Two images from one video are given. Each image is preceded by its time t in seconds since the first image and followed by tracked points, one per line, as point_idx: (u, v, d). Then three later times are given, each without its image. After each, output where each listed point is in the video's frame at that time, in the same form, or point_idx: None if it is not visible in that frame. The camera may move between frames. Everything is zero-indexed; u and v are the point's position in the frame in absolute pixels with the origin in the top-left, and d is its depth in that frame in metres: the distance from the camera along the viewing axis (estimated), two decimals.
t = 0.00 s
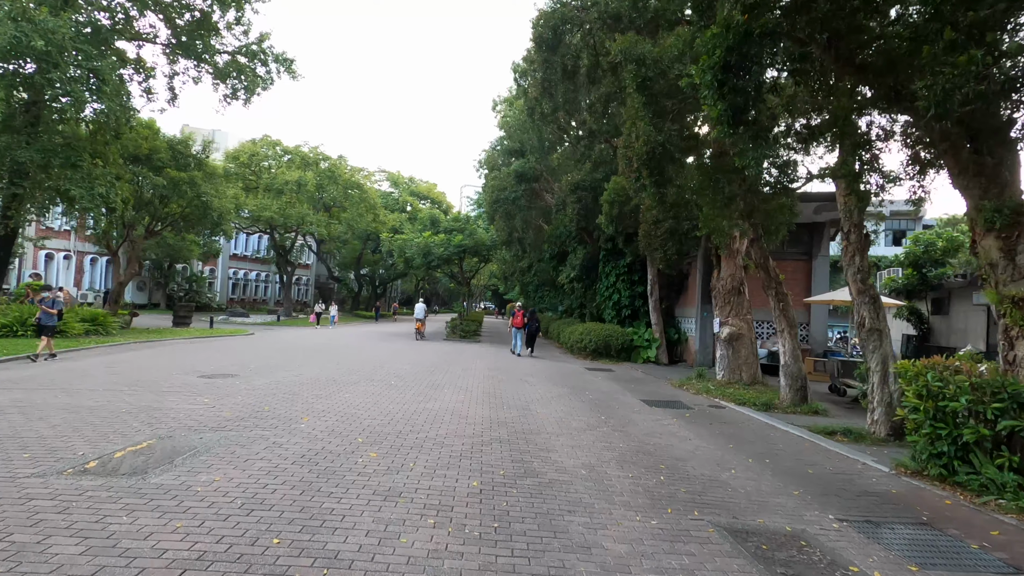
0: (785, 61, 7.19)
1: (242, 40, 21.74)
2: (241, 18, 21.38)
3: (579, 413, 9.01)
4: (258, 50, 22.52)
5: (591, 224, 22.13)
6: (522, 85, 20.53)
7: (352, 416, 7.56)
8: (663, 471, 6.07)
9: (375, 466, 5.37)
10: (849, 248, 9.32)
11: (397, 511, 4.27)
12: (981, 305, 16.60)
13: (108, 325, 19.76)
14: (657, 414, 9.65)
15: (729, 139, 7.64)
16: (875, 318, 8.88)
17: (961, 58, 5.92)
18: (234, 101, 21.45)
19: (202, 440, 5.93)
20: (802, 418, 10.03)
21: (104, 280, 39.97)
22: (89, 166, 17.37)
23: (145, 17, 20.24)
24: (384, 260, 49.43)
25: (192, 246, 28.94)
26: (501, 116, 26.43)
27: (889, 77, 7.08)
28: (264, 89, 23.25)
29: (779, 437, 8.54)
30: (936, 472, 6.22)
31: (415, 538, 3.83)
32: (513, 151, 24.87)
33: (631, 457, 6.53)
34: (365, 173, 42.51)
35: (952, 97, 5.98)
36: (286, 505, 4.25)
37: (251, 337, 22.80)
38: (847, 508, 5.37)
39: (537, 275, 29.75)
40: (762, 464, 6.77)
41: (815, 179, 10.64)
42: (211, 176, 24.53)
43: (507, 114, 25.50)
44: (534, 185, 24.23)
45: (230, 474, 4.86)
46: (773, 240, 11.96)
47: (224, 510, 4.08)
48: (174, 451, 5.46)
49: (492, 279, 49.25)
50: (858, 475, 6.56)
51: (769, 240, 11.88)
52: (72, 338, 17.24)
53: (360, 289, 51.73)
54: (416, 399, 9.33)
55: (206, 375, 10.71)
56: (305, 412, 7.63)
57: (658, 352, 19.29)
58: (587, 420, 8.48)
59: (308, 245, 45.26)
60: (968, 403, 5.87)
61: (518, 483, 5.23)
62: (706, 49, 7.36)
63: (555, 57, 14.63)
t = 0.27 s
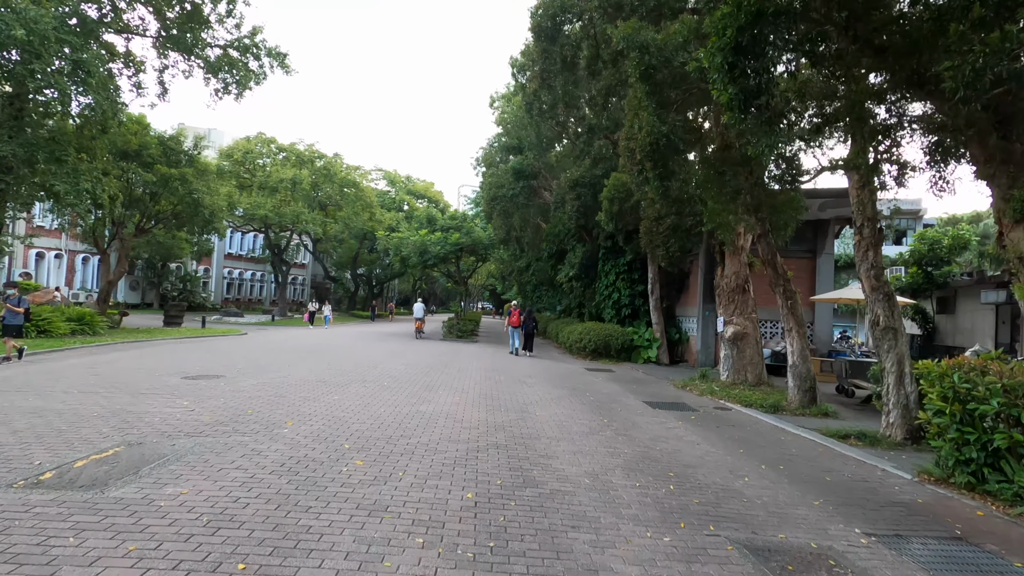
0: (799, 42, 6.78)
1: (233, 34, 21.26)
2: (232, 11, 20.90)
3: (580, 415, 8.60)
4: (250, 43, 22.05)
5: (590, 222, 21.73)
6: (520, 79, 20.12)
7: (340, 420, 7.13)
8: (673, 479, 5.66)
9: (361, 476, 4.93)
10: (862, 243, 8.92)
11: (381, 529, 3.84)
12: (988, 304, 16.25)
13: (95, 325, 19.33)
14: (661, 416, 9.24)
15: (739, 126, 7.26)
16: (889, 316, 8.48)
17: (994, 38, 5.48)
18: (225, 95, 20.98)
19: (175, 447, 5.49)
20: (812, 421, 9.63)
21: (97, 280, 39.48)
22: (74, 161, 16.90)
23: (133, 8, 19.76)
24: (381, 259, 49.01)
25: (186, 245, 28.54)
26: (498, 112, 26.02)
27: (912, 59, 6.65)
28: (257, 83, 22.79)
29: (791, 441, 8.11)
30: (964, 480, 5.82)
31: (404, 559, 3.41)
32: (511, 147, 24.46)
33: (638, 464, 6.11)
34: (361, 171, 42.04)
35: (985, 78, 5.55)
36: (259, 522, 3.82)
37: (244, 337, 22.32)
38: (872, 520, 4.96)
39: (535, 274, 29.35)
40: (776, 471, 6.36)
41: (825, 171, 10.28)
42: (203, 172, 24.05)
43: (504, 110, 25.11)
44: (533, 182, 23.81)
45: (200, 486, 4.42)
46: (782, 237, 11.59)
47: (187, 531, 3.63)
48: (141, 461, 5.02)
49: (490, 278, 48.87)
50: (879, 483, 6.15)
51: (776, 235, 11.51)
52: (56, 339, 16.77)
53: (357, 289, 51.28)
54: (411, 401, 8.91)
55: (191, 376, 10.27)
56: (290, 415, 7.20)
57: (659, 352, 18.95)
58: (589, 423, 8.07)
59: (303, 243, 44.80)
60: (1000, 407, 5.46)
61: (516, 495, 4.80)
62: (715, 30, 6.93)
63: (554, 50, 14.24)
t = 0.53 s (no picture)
0: (817, 32, 6.34)
1: (225, 30, 20.80)
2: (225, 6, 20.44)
3: (581, 427, 8.18)
4: (243, 39, 21.59)
5: (590, 223, 21.29)
6: (518, 77, 19.70)
7: (326, 433, 6.70)
8: (682, 502, 5.23)
9: (342, 502, 4.50)
10: (876, 246, 8.49)
11: (361, 571, 3.41)
12: (997, 307, 15.85)
13: (82, 327, 18.86)
14: (666, 427, 8.82)
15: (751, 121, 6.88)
16: (906, 322, 8.06)
17: None
18: (218, 93, 20.53)
19: (143, 468, 5.05)
20: (822, 431, 9.21)
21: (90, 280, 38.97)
22: (60, 159, 16.42)
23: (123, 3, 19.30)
24: (378, 259, 48.54)
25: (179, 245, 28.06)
26: (496, 111, 25.59)
27: (936, 50, 6.24)
28: (250, 81, 22.34)
29: (803, 454, 7.69)
30: (994, 503, 5.38)
31: None
32: (509, 146, 24.03)
33: (643, 484, 5.68)
34: (358, 170, 41.59)
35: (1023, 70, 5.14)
36: (222, 564, 3.38)
37: (236, 339, 21.84)
38: (901, 550, 4.54)
39: (534, 275, 28.93)
40: (792, 491, 5.93)
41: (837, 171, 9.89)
42: (195, 171, 23.56)
43: (502, 108, 24.70)
44: (531, 182, 23.39)
45: (162, 516, 3.99)
46: (789, 239, 11.19)
47: None
48: (101, 485, 4.57)
49: (488, 279, 48.44)
50: (902, 504, 5.73)
51: (784, 237, 11.10)
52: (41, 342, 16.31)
53: (354, 289, 50.83)
54: (402, 411, 8.49)
55: (174, 384, 9.82)
56: (272, 429, 6.75)
57: (661, 356, 18.56)
58: (590, 435, 7.64)
59: (300, 243, 44.35)
60: None
61: (512, 524, 4.37)
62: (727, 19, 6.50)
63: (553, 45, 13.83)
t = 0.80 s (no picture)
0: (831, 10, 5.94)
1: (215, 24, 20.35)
2: None
3: (579, 431, 7.75)
4: (235, 33, 21.14)
5: (588, 223, 20.80)
6: (515, 72, 19.32)
7: (306, 438, 6.26)
8: (689, 514, 4.81)
9: (315, 517, 4.07)
10: (888, 242, 8.08)
11: None
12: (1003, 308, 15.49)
13: (67, 326, 18.38)
14: (667, 431, 8.41)
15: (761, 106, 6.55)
16: (920, 321, 7.65)
17: None
18: (208, 88, 20.10)
19: (100, 477, 4.62)
20: (831, 436, 8.80)
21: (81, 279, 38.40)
22: (42, 152, 15.95)
23: None
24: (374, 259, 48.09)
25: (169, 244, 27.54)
26: (493, 108, 25.19)
27: (959, 30, 5.85)
28: (241, 76, 21.90)
29: (812, 460, 7.29)
30: None
31: None
32: (506, 144, 23.62)
33: (646, 494, 5.26)
34: (353, 169, 41.15)
35: None
36: None
37: (226, 339, 21.36)
38: (930, 569, 4.13)
39: (531, 275, 28.53)
40: (805, 501, 5.52)
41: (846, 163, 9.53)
42: (185, 168, 23.09)
43: (499, 105, 24.32)
44: (528, 181, 22.99)
45: (109, 534, 3.55)
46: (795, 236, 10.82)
47: None
48: (49, 497, 4.13)
49: (485, 279, 48.02)
50: (924, 516, 5.32)
51: (790, 233, 10.71)
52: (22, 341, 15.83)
53: (349, 290, 50.35)
54: (390, 414, 8.06)
55: (152, 385, 9.35)
56: (248, 434, 6.30)
57: (660, 357, 18.16)
58: (589, 440, 7.23)
59: (294, 243, 43.87)
60: None
61: (504, 542, 3.95)
62: None
63: (550, 37, 13.44)
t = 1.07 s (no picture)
0: None
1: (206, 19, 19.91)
2: None
3: (578, 442, 7.32)
4: (226, 29, 20.70)
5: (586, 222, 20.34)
6: (512, 69, 18.91)
7: (285, 452, 5.82)
8: (698, 540, 4.39)
9: (283, 549, 3.63)
10: (903, 242, 7.65)
11: None
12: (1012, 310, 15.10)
13: (53, 328, 17.96)
14: (671, 441, 7.99)
15: (773, 96, 6.18)
16: (938, 326, 7.23)
17: None
18: (199, 84, 19.64)
19: (50, 500, 4.18)
20: (842, 446, 8.39)
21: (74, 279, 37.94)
22: (24, 149, 15.50)
23: None
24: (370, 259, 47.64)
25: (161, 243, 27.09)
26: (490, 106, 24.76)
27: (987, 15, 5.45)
28: (233, 72, 21.46)
29: (826, 474, 6.87)
30: None
31: None
32: (503, 142, 23.20)
33: (651, 516, 4.84)
34: (349, 168, 40.69)
35: None
36: None
37: (217, 341, 20.91)
38: None
39: (529, 276, 28.12)
40: (822, 522, 5.11)
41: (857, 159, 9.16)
42: (175, 166, 22.62)
43: (496, 103, 23.92)
44: (526, 180, 22.57)
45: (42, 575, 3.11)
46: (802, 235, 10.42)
47: None
48: None
49: (483, 279, 47.58)
50: (952, 539, 4.91)
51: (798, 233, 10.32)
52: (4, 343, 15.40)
53: (346, 290, 49.88)
54: (379, 423, 7.62)
55: (130, 392, 8.91)
56: (223, 448, 5.85)
57: (661, 360, 17.78)
58: (588, 453, 6.81)
59: (290, 243, 43.40)
60: None
61: None
62: None
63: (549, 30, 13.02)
